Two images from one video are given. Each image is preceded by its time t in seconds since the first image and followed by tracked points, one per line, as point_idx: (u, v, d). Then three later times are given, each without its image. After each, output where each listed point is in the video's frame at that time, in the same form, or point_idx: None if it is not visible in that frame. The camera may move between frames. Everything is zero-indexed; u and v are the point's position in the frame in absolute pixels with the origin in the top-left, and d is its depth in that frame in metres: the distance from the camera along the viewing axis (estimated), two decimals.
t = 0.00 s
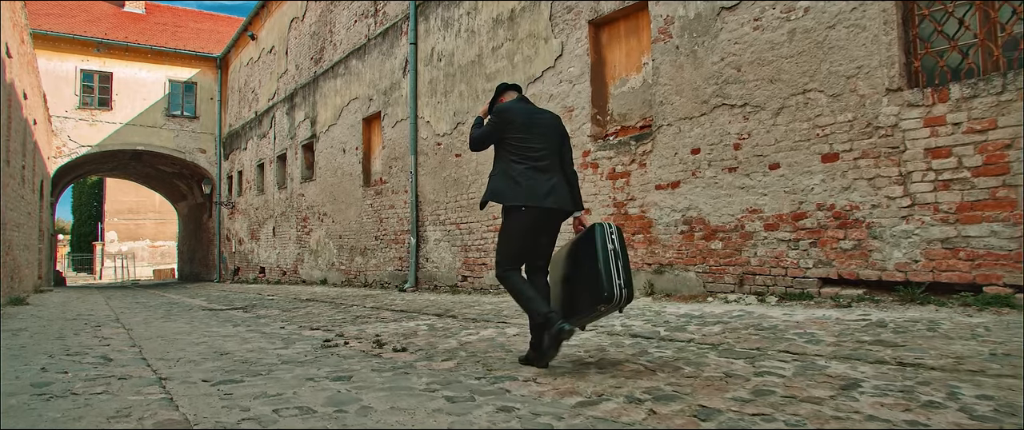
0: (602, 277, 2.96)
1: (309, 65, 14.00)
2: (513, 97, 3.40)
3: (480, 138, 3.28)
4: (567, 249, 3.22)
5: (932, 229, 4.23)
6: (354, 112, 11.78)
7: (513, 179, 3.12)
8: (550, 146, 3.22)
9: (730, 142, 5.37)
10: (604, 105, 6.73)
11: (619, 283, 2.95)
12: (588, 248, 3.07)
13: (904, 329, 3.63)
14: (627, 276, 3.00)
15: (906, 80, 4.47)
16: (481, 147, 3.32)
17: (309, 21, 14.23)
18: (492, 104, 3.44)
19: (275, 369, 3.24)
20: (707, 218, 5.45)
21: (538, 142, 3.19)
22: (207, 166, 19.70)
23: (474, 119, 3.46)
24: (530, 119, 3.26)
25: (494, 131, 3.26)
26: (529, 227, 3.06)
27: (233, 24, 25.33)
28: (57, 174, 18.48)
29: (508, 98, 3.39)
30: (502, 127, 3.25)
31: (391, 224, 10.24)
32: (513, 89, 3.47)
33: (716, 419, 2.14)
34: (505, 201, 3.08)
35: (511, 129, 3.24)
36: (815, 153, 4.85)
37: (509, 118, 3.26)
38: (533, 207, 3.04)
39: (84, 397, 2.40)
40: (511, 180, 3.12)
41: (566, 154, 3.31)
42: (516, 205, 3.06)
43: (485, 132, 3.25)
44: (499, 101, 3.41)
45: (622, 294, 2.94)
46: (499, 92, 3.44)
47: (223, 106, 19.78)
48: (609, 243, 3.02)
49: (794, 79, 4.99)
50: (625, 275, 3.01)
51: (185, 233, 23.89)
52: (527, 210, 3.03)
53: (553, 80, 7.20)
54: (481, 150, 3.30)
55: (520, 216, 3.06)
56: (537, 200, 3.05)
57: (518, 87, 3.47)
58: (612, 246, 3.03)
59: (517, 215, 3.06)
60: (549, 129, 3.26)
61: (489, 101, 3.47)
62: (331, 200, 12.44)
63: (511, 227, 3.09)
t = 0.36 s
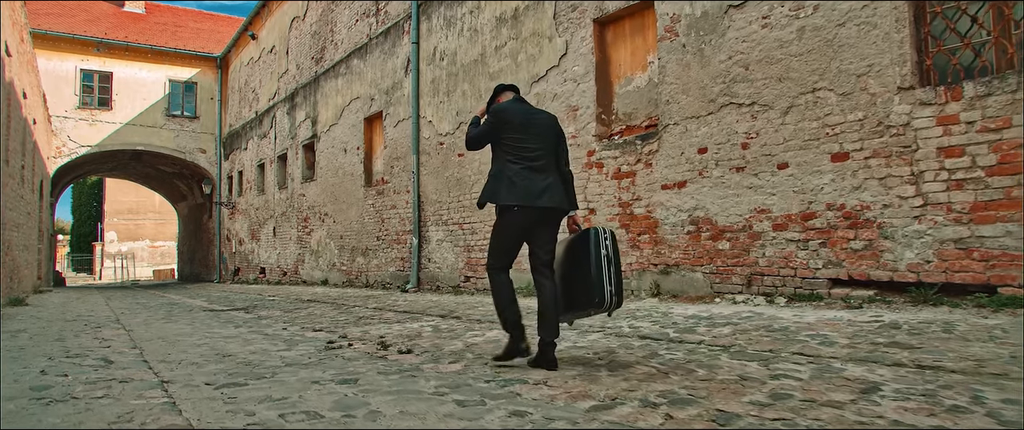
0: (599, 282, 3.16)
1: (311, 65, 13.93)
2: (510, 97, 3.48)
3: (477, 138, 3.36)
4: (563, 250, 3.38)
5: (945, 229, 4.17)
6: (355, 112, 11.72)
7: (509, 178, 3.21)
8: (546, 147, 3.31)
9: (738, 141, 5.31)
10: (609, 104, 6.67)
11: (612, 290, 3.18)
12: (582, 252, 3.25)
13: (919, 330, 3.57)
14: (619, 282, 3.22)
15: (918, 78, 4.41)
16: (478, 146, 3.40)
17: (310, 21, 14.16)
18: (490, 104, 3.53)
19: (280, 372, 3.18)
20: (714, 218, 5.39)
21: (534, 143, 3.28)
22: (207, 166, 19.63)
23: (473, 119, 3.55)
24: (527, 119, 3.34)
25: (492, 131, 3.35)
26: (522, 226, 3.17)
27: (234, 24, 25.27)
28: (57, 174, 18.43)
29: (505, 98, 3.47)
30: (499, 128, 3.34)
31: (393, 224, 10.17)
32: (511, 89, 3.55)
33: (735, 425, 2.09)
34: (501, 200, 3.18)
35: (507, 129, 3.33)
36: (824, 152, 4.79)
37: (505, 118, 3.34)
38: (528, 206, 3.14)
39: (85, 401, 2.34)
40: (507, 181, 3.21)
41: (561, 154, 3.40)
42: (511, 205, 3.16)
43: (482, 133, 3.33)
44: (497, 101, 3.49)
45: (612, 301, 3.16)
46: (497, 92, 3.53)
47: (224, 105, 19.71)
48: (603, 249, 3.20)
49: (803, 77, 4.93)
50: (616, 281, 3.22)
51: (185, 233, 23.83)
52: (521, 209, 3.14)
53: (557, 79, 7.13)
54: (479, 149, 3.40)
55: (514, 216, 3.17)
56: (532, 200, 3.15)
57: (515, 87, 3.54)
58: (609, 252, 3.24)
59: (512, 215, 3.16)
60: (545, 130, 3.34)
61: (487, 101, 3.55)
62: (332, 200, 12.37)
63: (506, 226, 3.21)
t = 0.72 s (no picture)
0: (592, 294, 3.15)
1: (312, 64, 13.87)
2: (505, 104, 3.47)
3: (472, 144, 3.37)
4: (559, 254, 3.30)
5: (959, 228, 4.11)
6: (356, 111, 11.66)
7: (504, 184, 3.22)
8: (541, 151, 3.29)
9: (746, 139, 5.25)
10: (614, 102, 6.61)
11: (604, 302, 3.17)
12: (577, 259, 3.22)
13: (935, 331, 3.50)
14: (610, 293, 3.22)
15: (930, 75, 4.35)
16: (473, 153, 3.40)
17: (312, 19, 14.10)
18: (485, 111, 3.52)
19: (284, 374, 3.12)
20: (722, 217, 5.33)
21: (528, 147, 3.26)
22: (208, 166, 19.56)
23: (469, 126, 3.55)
24: (521, 125, 3.32)
25: (486, 137, 3.34)
26: (518, 230, 3.17)
27: (234, 23, 25.20)
28: (57, 174, 18.36)
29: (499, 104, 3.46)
30: (493, 134, 3.33)
31: (395, 224, 10.11)
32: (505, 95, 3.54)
33: None
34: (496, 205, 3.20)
35: (501, 135, 3.32)
36: (834, 151, 4.73)
37: (498, 124, 3.34)
38: (523, 210, 3.14)
39: (87, 405, 2.28)
40: (502, 187, 3.22)
41: (558, 158, 3.35)
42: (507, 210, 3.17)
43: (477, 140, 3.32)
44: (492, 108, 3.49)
45: (604, 311, 3.15)
46: (492, 99, 3.53)
47: (224, 105, 19.65)
48: (598, 260, 3.17)
49: (813, 75, 4.87)
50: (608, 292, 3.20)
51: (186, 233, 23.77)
52: (515, 213, 3.15)
53: (561, 78, 7.07)
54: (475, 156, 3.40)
55: (510, 221, 3.17)
56: (527, 204, 3.14)
57: (510, 93, 3.53)
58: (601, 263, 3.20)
59: (508, 219, 3.17)
60: (539, 134, 3.31)
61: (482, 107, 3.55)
62: (333, 200, 12.31)
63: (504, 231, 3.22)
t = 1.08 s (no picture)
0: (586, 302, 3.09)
1: (313, 63, 13.80)
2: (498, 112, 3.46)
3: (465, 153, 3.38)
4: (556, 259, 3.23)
5: (973, 227, 4.06)
6: (358, 110, 11.59)
7: (496, 192, 3.22)
8: (533, 157, 3.25)
9: (754, 137, 5.19)
10: (619, 100, 6.55)
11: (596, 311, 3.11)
12: (571, 266, 3.17)
13: (950, 331, 3.44)
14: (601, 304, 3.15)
15: (942, 72, 4.30)
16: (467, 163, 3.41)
17: (313, 18, 14.03)
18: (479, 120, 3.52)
19: (289, 375, 3.06)
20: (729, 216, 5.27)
21: (519, 154, 3.24)
22: (208, 165, 19.50)
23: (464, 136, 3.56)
24: (512, 132, 3.30)
25: (478, 147, 3.33)
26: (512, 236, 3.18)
27: (235, 22, 25.14)
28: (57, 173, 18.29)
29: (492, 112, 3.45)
30: (485, 143, 3.32)
31: (397, 223, 10.05)
32: (499, 103, 3.52)
33: None
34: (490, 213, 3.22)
35: (492, 143, 3.30)
36: (844, 148, 4.66)
37: (490, 132, 3.32)
38: (515, 217, 3.13)
39: (87, 407, 2.22)
40: (495, 194, 3.22)
41: (550, 165, 3.31)
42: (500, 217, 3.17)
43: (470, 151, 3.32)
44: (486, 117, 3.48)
45: (595, 320, 3.09)
46: (485, 108, 3.52)
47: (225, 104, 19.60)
48: (590, 272, 3.11)
49: (822, 72, 4.81)
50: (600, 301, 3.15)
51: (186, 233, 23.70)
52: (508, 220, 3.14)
53: (565, 76, 7.01)
54: (470, 170, 3.40)
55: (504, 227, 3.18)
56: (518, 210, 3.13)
57: (502, 101, 3.51)
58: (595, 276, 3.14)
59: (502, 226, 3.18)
60: (530, 141, 3.28)
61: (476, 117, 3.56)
62: (334, 199, 12.25)
63: (500, 237, 3.24)
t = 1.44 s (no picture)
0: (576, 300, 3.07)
1: (314, 62, 13.74)
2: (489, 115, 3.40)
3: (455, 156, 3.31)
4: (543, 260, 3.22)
5: (986, 225, 4.00)
6: (359, 109, 11.54)
7: (485, 194, 3.15)
8: (523, 159, 3.19)
9: (762, 135, 5.13)
10: (624, 99, 6.49)
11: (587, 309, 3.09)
12: (559, 267, 3.15)
13: (966, 331, 3.38)
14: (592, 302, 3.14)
15: (955, 68, 4.24)
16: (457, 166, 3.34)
17: (314, 17, 13.97)
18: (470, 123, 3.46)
19: (293, 376, 3.00)
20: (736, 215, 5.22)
21: (509, 156, 3.17)
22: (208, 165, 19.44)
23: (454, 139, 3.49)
24: (502, 134, 3.24)
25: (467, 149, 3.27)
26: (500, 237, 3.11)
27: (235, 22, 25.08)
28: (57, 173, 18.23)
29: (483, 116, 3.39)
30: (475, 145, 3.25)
31: (399, 222, 9.99)
32: (490, 105, 3.46)
33: None
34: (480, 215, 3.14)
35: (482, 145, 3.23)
36: (854, 146, 4.61)
37: (480, 135, 3.25)
38: (504, 219, 3.06)
39: (87, 409, 2.16)
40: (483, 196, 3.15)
41: (541, 166, 3.25)
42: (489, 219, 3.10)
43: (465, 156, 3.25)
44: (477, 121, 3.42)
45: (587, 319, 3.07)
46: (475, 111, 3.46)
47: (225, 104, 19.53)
48: (579, 272, 3.10)
49: (831, 69, 4.75)
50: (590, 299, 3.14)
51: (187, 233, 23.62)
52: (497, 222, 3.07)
53: (570, 74, 6.95)
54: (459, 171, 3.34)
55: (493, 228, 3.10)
56: (507, 212, 3.06)
57: (493, 104, 3.45)
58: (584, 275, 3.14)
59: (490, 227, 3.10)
60: (521, 143, 3.22)
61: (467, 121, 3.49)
62: (335, 199, 12.20)
63: (489, 240, 3.18)
